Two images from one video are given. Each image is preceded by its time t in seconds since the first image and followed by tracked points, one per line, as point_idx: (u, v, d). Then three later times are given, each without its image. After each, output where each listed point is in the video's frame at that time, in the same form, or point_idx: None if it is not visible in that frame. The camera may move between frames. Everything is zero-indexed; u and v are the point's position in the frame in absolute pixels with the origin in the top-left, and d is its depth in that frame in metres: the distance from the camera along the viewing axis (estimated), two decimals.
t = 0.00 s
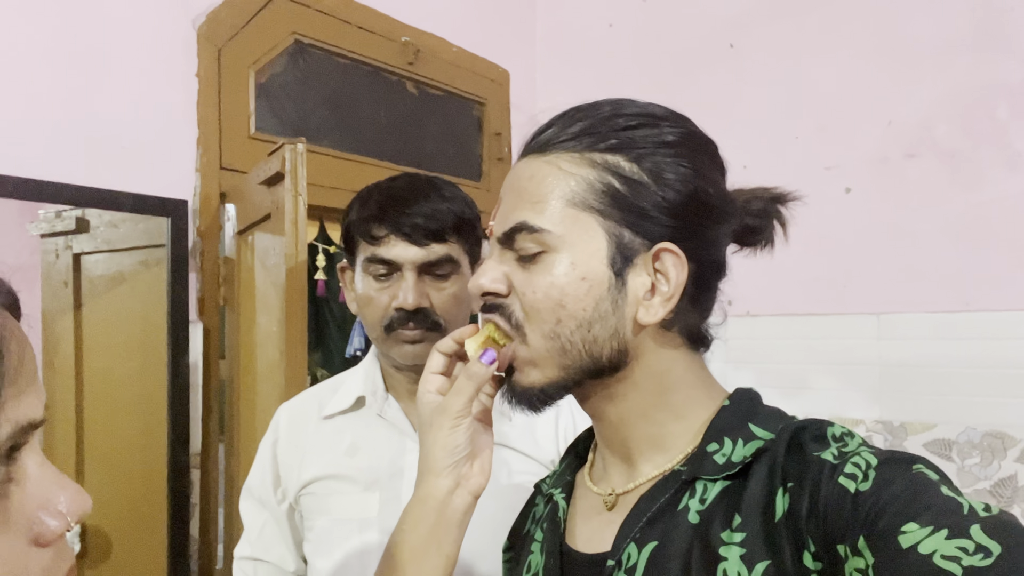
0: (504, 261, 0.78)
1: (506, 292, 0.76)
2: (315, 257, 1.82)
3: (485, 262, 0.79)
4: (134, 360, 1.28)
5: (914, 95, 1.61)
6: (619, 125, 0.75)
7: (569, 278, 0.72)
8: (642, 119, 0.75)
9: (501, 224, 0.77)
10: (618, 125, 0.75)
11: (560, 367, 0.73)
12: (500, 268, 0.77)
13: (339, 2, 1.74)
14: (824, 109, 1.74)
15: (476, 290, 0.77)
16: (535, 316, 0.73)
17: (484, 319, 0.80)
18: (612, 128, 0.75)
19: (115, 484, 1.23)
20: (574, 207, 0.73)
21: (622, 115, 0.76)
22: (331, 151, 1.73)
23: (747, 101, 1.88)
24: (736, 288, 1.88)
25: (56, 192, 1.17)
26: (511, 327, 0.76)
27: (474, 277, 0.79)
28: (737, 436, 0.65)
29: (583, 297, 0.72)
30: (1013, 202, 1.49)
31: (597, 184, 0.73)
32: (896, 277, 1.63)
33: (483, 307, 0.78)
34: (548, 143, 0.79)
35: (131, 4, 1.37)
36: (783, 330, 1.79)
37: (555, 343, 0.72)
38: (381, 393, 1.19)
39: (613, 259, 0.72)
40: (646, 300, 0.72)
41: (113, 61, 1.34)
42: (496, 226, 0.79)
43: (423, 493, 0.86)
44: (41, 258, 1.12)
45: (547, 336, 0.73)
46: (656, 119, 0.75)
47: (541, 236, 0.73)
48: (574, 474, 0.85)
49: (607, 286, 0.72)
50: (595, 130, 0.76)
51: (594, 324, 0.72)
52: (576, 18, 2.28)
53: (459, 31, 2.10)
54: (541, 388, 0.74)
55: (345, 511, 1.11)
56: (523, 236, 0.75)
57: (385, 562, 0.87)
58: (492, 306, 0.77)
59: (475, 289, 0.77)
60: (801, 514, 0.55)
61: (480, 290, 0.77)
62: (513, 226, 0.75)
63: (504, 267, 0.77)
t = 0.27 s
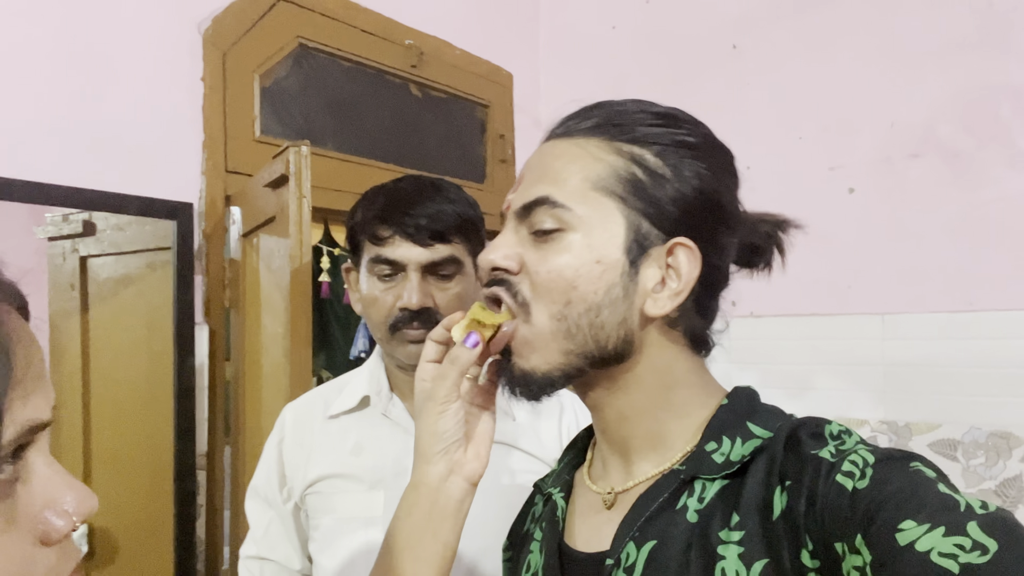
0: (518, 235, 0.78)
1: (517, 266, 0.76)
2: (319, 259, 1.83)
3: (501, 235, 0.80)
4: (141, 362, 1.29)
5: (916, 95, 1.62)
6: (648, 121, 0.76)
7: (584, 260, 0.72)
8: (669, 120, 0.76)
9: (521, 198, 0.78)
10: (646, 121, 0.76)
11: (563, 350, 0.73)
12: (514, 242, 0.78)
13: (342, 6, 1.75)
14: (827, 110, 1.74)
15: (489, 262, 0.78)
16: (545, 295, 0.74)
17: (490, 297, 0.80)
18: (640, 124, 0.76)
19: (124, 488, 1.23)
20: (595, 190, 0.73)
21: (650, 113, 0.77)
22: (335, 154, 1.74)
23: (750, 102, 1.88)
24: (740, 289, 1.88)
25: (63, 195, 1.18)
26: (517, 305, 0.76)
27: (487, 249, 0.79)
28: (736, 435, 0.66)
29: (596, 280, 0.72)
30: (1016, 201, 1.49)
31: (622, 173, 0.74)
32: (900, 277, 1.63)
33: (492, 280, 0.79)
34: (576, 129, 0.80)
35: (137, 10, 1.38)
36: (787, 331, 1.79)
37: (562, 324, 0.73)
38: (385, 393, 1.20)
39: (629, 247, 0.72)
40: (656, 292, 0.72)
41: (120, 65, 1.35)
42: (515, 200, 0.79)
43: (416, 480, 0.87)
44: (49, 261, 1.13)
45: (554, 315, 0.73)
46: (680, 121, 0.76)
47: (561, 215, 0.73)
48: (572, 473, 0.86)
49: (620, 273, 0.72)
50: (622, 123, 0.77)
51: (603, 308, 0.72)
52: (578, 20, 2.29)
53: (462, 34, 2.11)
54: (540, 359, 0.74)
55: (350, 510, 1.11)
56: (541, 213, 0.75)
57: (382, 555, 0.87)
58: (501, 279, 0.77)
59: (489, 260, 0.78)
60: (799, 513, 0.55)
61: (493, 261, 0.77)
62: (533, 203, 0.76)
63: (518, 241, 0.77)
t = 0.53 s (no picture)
0: (537, 225, 0.78)
1: (534, 256, 0.76)
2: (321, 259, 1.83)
3: (518, 223, 0.79)
4: (143, 363, 1.30)
5: (916, 91, 1.61)
6: (665, 116, 0.77)
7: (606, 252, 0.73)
8: (684, 115, 0.77)
9: (541, 187, 0.78)
10: (664, 115, 0.77)
11: (581, 344, 0.73)
12: (532, 231, 0.78)
13: (341, 6, 1.75)
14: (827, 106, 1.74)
15: (507, 250, 0.77)
16: (565, 287, 0.74)
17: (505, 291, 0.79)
18: (658, 118, 0.76)
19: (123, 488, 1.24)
20: (618, 182, 0.74)
21: (666, 108, 0.77)
22: (335, 154, 1.74)
23: (749, 99, 1.88)
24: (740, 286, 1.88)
25: (63, 197, 1.18)
26: (535, 298, 0.76)
27: (505, 238, 0.79)
28: (739, 432, 0.66)
29: (618, 273, 0.72)
30: (1016, 196, 1.49)
31: (646, 167, 0.74)
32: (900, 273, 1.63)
33: (508, 270, 0.78)
34: (594, 123, 0.80)
35: (136, 12, 1.39)
36: (788, 327, 1.79)
37: (581, 317, 0.73)
38: (388, 392, 1.20)
39: (650, 241, 0.73)
40: (673, 287, 0.73)
41: (119, 67, 1.35)
42: (534, 189, 0.79)
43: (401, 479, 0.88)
44: (49, 263, 1.14)
45: (574, 308, 0.73)
46: (694, 117, 0.77)
47: (584, 206, 0.74)
48: (573, 471, 0.86)
49: (641, 266, 0.73)
50: (641, 119, 0.77)
51: (623, 301, 0.72)
52: (577, 18, 2.29)
53: (461, 33, 2.11)
54: (554, 348, 0.74)
55: (352, 508, 1.12)
56: (563, 204, 0.75)
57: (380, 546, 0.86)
58: (518, 269, 0.77)
59: (507, 248, 0.77)
60: (801, 509, 0.56)
61: (512, 250, 0.77)
62: (555, 192, 0.76)
63: (536, 231, 0.77)
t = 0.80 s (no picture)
0: (553, 270, 0.72)
1: (560, 304, 0.70)
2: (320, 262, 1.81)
3: (532, 273, 0.73)
4: (141, 368, 1.29)
5: (916, 87, 1.60)
6: (639, 126, 0.74)
7: (639, 281, 0.69)
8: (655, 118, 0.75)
9: (552, 229, 0.72)
10: (640, 126, 0.74)
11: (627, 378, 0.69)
12: (551, 278, 0.72)
13: (337, 7, 1.74)
14: (826, 103, 1.73)
15: (531, 304, 0.71)
16: (601, 325, 0.69)
17: (530, 340, 0.72)
18: (633, 131, 0.74)
19: (121, 490, 1.24)
20: (634, 208, 0.70)
21: (637, 114, 0.75)
22: (332, 156, 1.73)
23: (748, 96, 1.87)
24: (740, 284, 1.87)
25: (60, 202, 1.17)
26: (569, 343, 0.70)
27: (523, 290, 0.72)
28: (737, 439, 0.65)
29: (652, 299, 0.69)
30: (1016, 193, 1.48)
31: (648, 182, 0.71)
32: (901, 270, 1.62)
33: (533, 323, 0.72)
34: (574, 151, 0.75)
35: (131, 16, 1.38)
36: (789, 325, 1.78)
37: (624, 349, 0.68)
38: (384, 396, 1.20)
39: (673, 258, 0.70)
40: (698, 297, 0.71)
41: (114, 71, 1.35)
42: (543, 232, 0.73)
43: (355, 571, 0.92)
44: (49, 268, 1.16)
45: (614, 342, 0.68)
46: (665, 116, 0.75)
47: (604, 240, 0.70)
48: (572, 475, 0.85)
49: (670, 287, 0.70)
50: (618, 137, 0.74)
51: (658, 327, 0.69)
52: (575, 16, 2.28)
53: (458, 33, 2.10)
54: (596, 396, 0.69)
55: (349, 512, 1.11)
56: (580, 242, 0.71)
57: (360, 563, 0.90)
58: (547, 321, 0.70)
59: (530, 302, 0.71)
60: (798, 517, 0.55)
61: (537, 303, 0.71)
62: (569, 231, 0.71)
63: (556, 277, 0.72)
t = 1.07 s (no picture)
0: (554, 311, 0.66)
1: (566, 347, 0.65)
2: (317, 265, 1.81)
3: (531, 319, 0.66)
4: (140, 373, 1.30)
5: (915, 84, 1.59)
6: (612, 144, 0.68)
7: (643, 311, 0.64)
8: (627, 131, 0.69)
9: (548, 269, 0.66)
10: (614, 143, 0.68)
11: (642, 410, 0.66)
12: (554, 321, 0.66)
13: (332, 10, 1.73)
14: (825, 100, 1.72)
15: (537, 352, 0.65)
16: (613, 364, 0.65)
17: (543, 392, 0.66)
18: (606, 152, 0.68)
19: (124, 499, 1.23)
20: (630, 235, 0.65)
21: (608, 129, 0.69)
22: (327, 159, 1.72)
23: (747, 94, 1.86)
24: (740, 283, 1.86)
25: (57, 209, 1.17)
26: (585, 390, 0.65)
27: (525, 337, 0.66)
28: (735, 446, 0.62)
29: (657, 326, 0.65)
30: (1017, 189, 1.47)
31: (637, 203, 0.66)
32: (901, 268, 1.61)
33: (544, 373, 0.66)
34: (549, 181, 0.68)
35: (124, 21, 1.38)
36: (789, 325, 1.77)
37: (637, 384, 0.65)
38: (378, 401, 1.19)
39: (670, 278, 0.66)
40: (693, 307, 0.68)
41: (108, 76, 1.35)
42: (539, 272, 0.66)
43: None
44: (45, 274, 1.11)
45: (628, 379, 0.65)
46: (637, 127, 0.69)
47: (605, 275, 0.65)
48: (566, 481, 0.83)
49: (671, 307, 0.66)
50: (592, 160, 0.68)
51: (665, 352, 0.66)
52: (572, 16, 2.27)
53: (454, 34, 2.10)
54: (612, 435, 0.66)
55: (344, 518, 1.11)
56: (580, 279, 0.65)
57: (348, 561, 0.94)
58: (556, 368, 0.65)
59: (535, 350, 0.65)
60: (795, 524, 0.54)
61: (543, 351, 0.65)
62: (568, 271, 0.65)
63: (558, 318, 0.66)
